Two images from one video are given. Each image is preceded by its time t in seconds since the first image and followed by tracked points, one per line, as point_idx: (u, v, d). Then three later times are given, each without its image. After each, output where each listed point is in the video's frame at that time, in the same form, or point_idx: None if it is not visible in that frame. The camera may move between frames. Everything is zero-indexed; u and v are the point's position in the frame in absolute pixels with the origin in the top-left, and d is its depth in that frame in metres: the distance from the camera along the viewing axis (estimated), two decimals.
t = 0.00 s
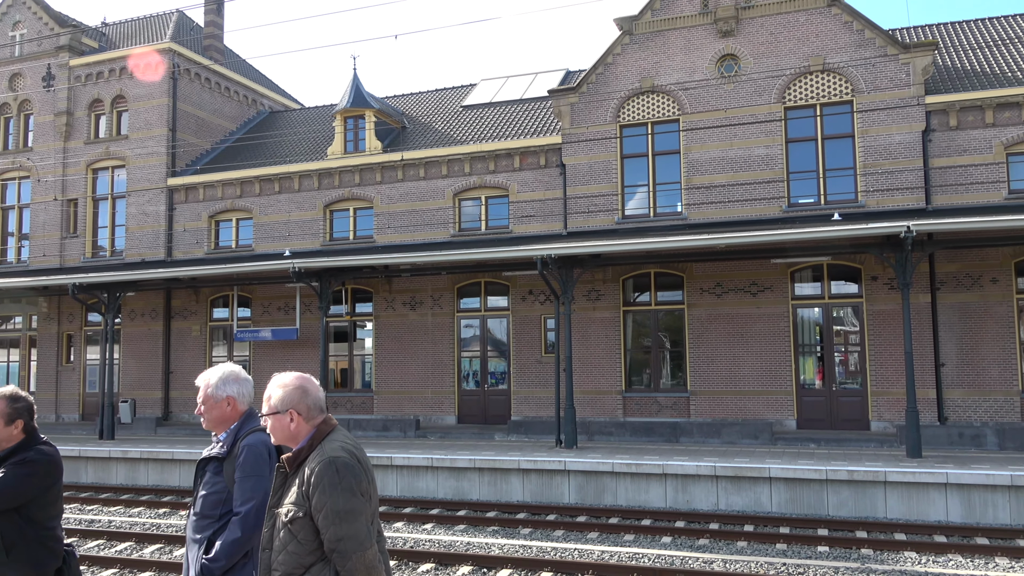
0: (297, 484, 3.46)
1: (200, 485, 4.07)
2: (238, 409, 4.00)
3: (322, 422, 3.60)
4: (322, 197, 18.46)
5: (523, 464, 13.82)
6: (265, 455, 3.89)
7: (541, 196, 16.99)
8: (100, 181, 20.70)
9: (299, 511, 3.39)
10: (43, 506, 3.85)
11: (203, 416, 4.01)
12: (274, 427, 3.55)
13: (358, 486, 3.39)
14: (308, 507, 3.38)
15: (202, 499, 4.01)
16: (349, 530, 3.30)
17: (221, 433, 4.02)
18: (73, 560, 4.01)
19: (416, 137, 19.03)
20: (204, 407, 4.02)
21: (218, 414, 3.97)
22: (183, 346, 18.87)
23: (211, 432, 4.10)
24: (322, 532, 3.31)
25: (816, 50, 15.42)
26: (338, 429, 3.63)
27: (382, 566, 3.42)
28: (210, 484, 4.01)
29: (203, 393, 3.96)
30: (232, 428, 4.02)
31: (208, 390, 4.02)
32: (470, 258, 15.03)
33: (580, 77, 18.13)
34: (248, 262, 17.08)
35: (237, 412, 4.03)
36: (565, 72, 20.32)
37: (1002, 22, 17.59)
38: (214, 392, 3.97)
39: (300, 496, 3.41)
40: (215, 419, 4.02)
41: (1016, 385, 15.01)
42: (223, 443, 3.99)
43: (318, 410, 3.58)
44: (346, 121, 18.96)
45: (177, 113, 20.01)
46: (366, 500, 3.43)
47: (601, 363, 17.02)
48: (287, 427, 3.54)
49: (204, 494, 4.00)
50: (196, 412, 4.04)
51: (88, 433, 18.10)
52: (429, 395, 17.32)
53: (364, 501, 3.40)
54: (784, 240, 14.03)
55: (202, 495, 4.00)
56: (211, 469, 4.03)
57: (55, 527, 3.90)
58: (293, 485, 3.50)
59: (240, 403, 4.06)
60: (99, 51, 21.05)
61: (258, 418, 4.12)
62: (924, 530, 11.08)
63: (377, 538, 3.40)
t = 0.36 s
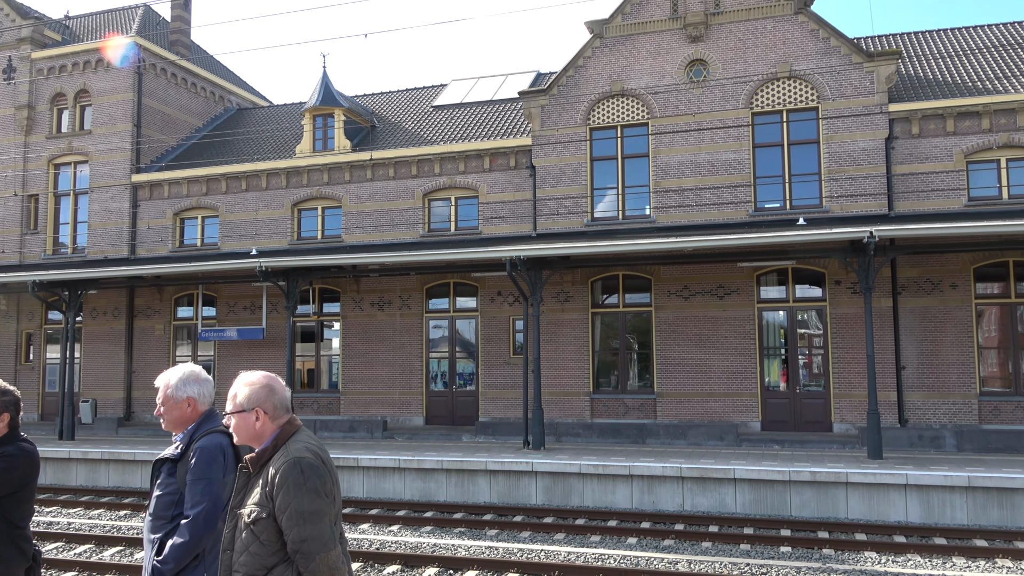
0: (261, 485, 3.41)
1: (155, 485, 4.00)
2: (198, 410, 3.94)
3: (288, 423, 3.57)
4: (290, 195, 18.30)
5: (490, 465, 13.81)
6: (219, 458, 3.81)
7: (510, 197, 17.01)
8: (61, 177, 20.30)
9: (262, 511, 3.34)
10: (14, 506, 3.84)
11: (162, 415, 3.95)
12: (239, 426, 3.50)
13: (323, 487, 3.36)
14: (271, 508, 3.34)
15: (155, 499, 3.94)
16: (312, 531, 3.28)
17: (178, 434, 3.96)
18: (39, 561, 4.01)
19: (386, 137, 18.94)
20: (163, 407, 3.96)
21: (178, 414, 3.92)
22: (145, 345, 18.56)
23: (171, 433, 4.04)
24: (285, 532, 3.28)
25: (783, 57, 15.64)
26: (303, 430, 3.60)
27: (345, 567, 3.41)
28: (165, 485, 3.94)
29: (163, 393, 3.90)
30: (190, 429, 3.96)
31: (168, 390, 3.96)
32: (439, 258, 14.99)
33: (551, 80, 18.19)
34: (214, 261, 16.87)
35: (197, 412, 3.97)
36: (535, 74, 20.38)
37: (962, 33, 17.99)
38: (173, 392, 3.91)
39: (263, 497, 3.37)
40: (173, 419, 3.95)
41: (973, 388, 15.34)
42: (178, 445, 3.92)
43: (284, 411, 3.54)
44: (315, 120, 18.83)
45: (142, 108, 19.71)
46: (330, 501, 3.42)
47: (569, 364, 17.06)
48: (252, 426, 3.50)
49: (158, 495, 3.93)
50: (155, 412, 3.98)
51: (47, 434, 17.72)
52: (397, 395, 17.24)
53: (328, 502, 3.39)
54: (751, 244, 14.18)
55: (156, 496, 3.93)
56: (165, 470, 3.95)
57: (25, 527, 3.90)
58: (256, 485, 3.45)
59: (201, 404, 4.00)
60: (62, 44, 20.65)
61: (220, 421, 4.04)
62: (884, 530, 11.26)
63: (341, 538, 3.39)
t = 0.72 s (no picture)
0: (222, 487, 3.36)
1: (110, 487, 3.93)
2: (156, 413, 3.85)
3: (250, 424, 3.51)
4: (255, 194, 18.13)
5: (456, 466, 13.79)
6: (172, 464, 3.70)
7: (478, 199, 17.02)
8: (20, 173, 19.89)
9: (223, 514, 3.30)
10: None
11: (120, 416, 3.86)
12: (199, 427, 3.44)
13: (286, 489, 3.33)
14: (232, 510, 3.30)
15: (109, 502, 3.87)
16: (275, 533, 3.25)
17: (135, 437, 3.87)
18: None
19: (353, 137, 18.84)
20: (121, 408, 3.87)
21: (135, 417, 3.83)
22: (106, 345, 18.26)
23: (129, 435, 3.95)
24: (247, 535, 3.24)
25: (748, 64, 15.84)
26: (265, 431, 3.54)
27: (308, 568, 3.39)
28: (119, 488, 3.87)
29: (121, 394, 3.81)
30: (147, 432, 3.86)
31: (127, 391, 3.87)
32: (407, 259, 14.94)
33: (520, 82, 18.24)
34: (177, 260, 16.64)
35: (155, 415, 3.87)
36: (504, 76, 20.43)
37: (923, 43, 18.37)
38: (131, 394, 3.82)
39: (225, 499, 3.32)
40: (130, 421, 3.86)
41: (931, 391, 15.66)
42: (134, 448, 3.83)
43: (246, 412, 3.48)
44: (282, 118, 18.67)
45: (104, 104, 19.39)
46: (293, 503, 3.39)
47: (536, 366, 17.10)
48: (213, 428, 3.44)
49: (112, 498, 3.86)
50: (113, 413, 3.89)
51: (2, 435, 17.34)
52: (363, 397, 17.15)
53: (291, 504, 3.35)
54: (716, 248, 14.33)
55: (110, 499, 3.85)
56: (121, 473, 3.88)
57: None
58: (218, 487, 3.40)
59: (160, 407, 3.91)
60: (21, 37, 20.23)
61: (181, 423, 3.94)
62: (843, 530, 11.43)
63: (303, 540, 3.37)
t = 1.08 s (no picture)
0: (177, 491, 3.30)
1: (66, 492, 3.83)
2: (114, 415, 3.76)
3: (209, 427, 3.45)
4: (218, 193, 17.91)
5: (421, 469, 13.72)
6: (134, 467, 3.64)
7: (445, 200, 16.99)
8: None
9: (179, 519, 3.23)
10: None
11: (77, 418, 3.76)
12: (155, 431, 3.39)
13: (244, 493, 3.26)
14: (187, 515, 3.23)
15: (66, 508, 3.76)
16: (230, 538, 3.18)
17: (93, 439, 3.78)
18: None
19: (319, 136, 18.70)
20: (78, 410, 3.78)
21: (92, 418, 3.74)
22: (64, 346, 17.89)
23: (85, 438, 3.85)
24: (202, 540, 3.18)
25: (713, 69, 16.01)
26: (225, 433, 3.48)
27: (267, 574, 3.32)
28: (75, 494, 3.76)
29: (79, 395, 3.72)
30: (105, 434, 3.77)
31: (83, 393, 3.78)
32: (373, 261, 14.84)
33: (487, 84, 18.24)
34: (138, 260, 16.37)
35: (114, 417, 3.79)
36: (471, 77, 20.44)
37: (884, 51, 18.73)
38: (89, 396, 3.72)
39: (180, 503, 3.26)
40: (88, 424, 3.77)
41: (890, 393, 15.94)
42: (92, 451, 3.74)
43: (203, 415, 3.42)
44: (246, 117, 18.47)
45: (63, 100, 19.03)
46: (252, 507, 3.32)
47: (502, 368, 17.10)
48: (170, 431, 3.38)
49: (69, 504, 3.76)
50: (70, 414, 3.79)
51: None
52: (327, 399, 17.02)
53: (249, 509, 3.29)
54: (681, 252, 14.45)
55: (66, 504, 3.75)
56: (78, 478, 3.78)
57: None
58: (174, 491, 3.34)
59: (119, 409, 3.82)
60: None
61: (140, 426, 3.84)
62: (803, 530, 11.59)
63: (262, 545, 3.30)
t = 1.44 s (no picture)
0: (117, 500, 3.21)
1: (19, 502, 3.67)
2: (68, 421, 3.61)
3: (157, 434, 3.34)
4: (177, 196, 17.65)
5: (384, 473, 13.63)
6: (95, 473, 3.52)
7: (407, 203, 16.93)
8: None
9: (113, 530, 3.15)
10: None
11: (29, 425, 3.60)
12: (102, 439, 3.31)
13: (177, 505, 3.14)
14: (122, 526, 3.14)
15: (20, 518, 3.62)
16: (159, 551, 3.08)
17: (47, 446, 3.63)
18: None
19: (279, 139, 18.53)
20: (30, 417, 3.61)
21: (45, 425, 3.58)
22: (17, 353, 17.50)
23: (37, 445, 3.70)
24: (133, 551, 3.09)
25: (673, 73, 16.18)
26: (172, 441, 3.36)
27: None
28: (29, 503, 3.62)
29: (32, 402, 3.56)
30: (59, 442, 3.63)
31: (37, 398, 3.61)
32: (335, 264, 14.73)
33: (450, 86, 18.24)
34: (93, 263, 16.06)
35: (68, 423, 3.64)
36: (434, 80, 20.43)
37: (840, 57, 19.08)
38: (43, 401, 3.57)
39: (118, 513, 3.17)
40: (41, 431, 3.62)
41: (847, 392, 16.22)
42: (47, 459, 3.60)
43: (149, 422, 3.31)
44: (205, 119, 18.24)
45: (14, 101, 18.68)
46: (188, 519, 3.19)
47: (466, 371, 17.08)
48: (116, 439, 3.29)
49: (22, 514, 3.61)
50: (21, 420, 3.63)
51: None
52: (288, 404, 16.86)
53: (183, 520, 3.16)
54: (643, 254, 14.56)
55: (20, 514, 3.61)
56: (32, 486, 3.62)
57: None
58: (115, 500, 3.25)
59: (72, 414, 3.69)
60: None
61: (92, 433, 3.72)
62: (763, 529, 11.73)
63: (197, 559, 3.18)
